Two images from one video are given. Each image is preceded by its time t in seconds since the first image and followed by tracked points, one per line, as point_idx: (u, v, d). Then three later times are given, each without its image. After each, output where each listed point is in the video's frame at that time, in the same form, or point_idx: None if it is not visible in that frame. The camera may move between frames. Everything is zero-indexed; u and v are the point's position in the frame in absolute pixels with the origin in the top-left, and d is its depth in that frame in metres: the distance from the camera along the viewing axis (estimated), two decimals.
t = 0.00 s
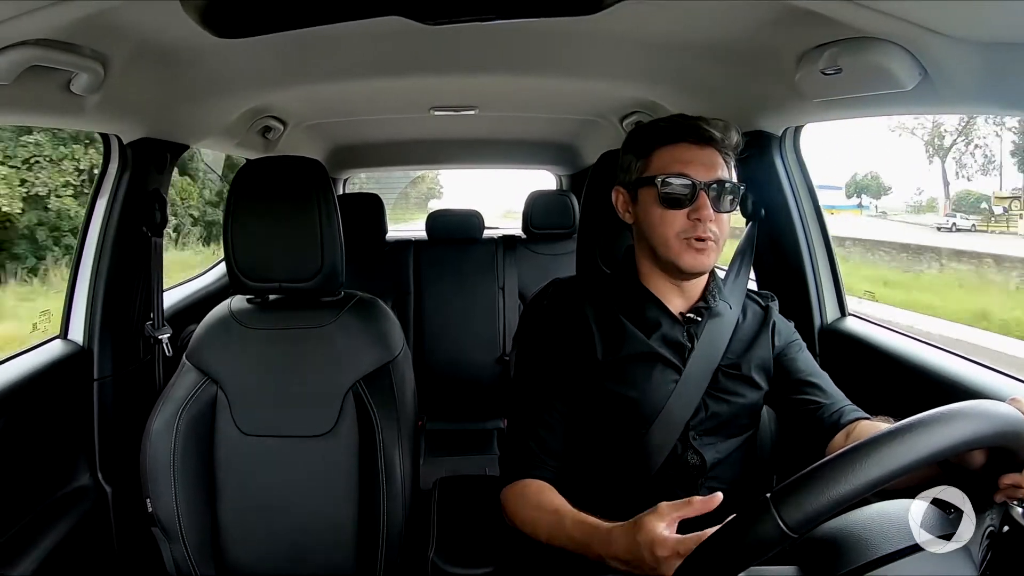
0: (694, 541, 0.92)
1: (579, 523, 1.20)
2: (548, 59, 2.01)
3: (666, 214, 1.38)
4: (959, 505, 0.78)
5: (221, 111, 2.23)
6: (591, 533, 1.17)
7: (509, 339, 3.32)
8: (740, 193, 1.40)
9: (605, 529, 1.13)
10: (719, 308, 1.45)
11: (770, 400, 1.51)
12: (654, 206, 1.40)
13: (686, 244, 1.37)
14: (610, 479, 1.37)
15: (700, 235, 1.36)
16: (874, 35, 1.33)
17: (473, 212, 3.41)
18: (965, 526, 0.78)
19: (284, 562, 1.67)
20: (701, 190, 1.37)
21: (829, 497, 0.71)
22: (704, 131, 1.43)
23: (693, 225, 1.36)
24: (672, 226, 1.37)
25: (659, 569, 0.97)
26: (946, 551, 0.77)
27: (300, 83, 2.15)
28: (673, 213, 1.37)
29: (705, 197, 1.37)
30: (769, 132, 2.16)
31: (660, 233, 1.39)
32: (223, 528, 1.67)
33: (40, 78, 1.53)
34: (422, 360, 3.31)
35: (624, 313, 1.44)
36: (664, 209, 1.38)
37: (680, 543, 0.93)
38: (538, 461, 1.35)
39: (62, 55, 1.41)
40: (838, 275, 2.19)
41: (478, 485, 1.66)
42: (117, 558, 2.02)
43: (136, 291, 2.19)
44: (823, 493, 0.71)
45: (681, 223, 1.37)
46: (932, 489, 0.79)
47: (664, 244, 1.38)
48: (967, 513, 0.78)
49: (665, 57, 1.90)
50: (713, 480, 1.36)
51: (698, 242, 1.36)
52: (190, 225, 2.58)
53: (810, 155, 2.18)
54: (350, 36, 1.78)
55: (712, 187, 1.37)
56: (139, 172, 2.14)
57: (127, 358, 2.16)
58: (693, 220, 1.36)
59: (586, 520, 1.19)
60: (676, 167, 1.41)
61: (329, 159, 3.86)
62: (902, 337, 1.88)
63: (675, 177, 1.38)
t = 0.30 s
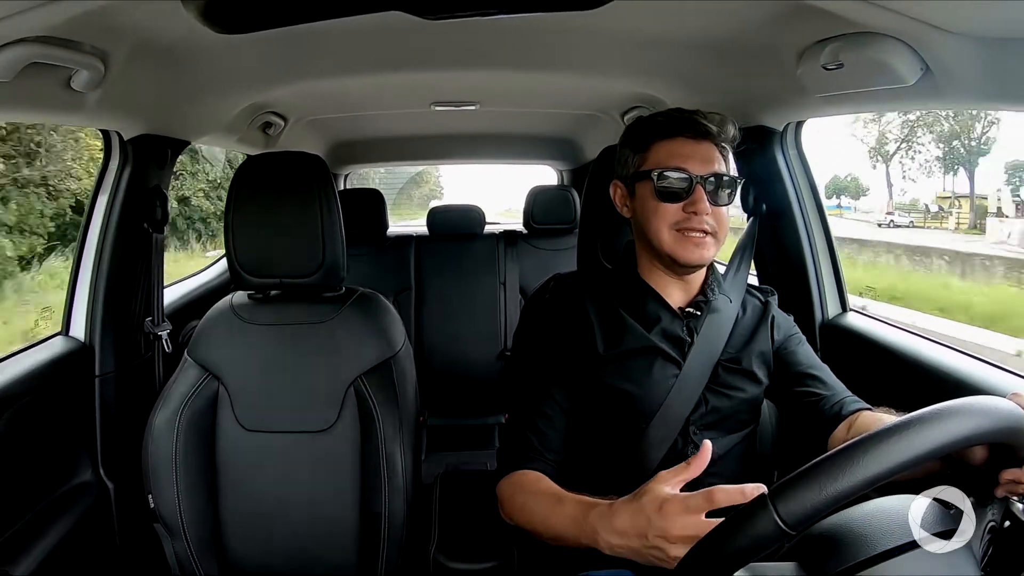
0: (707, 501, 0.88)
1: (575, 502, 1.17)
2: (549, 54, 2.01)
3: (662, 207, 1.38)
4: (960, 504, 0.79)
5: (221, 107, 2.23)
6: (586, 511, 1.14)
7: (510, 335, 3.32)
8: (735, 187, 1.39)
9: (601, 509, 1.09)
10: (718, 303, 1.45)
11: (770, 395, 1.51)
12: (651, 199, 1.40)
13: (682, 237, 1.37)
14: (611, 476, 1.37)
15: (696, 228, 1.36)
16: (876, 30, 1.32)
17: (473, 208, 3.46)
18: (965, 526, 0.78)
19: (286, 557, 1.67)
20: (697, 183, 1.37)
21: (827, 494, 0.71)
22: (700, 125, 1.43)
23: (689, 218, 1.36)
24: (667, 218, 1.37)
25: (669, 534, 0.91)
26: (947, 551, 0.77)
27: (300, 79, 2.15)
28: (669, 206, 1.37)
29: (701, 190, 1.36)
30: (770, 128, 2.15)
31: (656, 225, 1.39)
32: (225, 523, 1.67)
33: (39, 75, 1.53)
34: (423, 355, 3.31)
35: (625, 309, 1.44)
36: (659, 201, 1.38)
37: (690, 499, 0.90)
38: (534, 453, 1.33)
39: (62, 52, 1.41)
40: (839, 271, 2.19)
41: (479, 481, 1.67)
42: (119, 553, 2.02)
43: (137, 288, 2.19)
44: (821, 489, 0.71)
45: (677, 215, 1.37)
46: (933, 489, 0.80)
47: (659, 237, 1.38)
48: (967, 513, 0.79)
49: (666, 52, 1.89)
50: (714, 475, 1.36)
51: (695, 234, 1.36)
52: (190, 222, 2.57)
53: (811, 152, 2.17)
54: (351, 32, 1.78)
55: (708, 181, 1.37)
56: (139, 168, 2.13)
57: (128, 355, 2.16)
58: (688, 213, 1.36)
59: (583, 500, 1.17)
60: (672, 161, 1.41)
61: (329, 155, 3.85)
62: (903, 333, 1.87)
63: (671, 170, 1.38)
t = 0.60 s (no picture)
0: (728, 494, 0.87)
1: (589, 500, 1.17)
2: (549, 55, 2.01)
3: (669, 207, 1.38)
4: (960, 505, 0.79)
5: (222, 109, 2.23)
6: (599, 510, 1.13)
7: (511, 335, 3.32)
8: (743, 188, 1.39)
9: (618, 507, 1.09)
10: (723, 303, 1.45)
11: (773, 395, 1.51)
12: (659, 198, 1.40)
13: (688, 237, 1.37)
14: (614, 476, 1.37)
15: (702, 229, 1.36)
16: (876, 28, 1.32)
17: (473, 209, 3.46)
18: (965, 526, 0.78)
19: (289, 559, 1.67)
20: (705, 184, 1.36)
21: (832, 491, 0.71)
22: (709, 126, 1.42)
23: (696, 218, 1.36)
24: (674, 219, 1.37)
25: (693, 529, 0.89)
26: (947, 551, 0.77)
27: (300, 81, 2.15)
28: (677, 206, 1.37)
29: (709, 191, 1.36)
30: (770, 128, 2.16)
31: (663, 225, 1.39)
32: (228, 526, 1.68)
33: (40, 78, 1.53)
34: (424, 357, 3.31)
35: (629, 308, 1.44)
36: (667, 201, 1.38)
37: (712, 493, 0.88)
38: (542, 451, 1.32)
39: (63, 56, 1.41)
40: (841, 268, 2.20)
41: (481, 482, 1.67)
42: (122, 556, 2.02)
43: (139, 291, 2.19)
44: (826, 487, 0.71)
45: (684, 216, 1.37)
46: (933, 488, 0.80)
47: (666, 237, 1.38)
48: (967, 512, 0.79)
49: (666, 51, 1.89)
50: (718, 474, 1.37)
51: (701, 235, 1.36)
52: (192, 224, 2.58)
53: (812, 150, 2.17)
54: (351, 34, 1.78)
55: (717, 182, 1.37)
56: (140, 171, 2.14)
57: (130, 358, 2.16)
58: (695, 214, 1.36)
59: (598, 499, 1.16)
60: (680, 161, 1.40)
61: (329, 156, 3.85)
62: (905, 331, 1.87)
63: (680, 170, 1.37)
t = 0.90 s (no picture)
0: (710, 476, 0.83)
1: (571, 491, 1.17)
2: (552, 56, 2.01)
3: (658, 213, 1.38)
4: (959, 506, 0.78)
5: (224, 104, 2.23)
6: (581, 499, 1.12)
7: (510, 336, 3.32)
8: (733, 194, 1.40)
9: (598, 494, 1.06)
10: (716, 308, 1.45)
11: (769, 402, 1.51)
12: (648, 204, 1.40)
13: (678, 242, 1.36)
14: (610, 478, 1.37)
15: (691, 234, 1.36)
16: (880, 35, 1.32)
17: (475, 209, 3.47)
18: (964, 526, 0.78)
19: (284, 556, 1.67)
20: (693, 190, 1.37)
21: (828, 497, 0.71)
22: (697, 130, 1.42)
23: (685, 224, 1.36)
24: (663, 225, 1.37)
25: (669, 504, 0.85)
26: (948, 551, 0.77)
27: (303, 78, 2.16)
28: (666, 212, 1.37)
29: (698, 197, 1.36)
30: (772, 133, 2.16)
31: (651, 232, 1.39)
32: (223, 522, 1.68)
33: (42, 70, 1.53)
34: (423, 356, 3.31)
35: (621, 314, 1.44)
36: (655, 207, 1.38)
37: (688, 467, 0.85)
38: (529, 455, 1.32)
39: (65, 48, 1.41)
40: (840, 274, 2.20)
41: (477, 482, 1.67)
42: (117, 550, 2.02)
43: (138, 285, 2.19)
44: (821, 494, 0.71)
45: (673, 222, 1.37)
46: (933, 489, 0.79)
47: (656, 243, 1.38)
48: (967, 513, 0.78)
49: (669, 55, 1.89)
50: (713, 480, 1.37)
51: (691, 240, 1.36)
52: (192, 219, 2.57)
53: (813, 156, 2.18)
54: (355, 32, 1.78)
55: (704, 187, 1.37)
56: (140, 165, 2.14)
57: (128, 351, 2.16)
58: (685, 219, 1.36)
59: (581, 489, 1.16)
60: (669, 167, 1.40)
61: (331, 153, 3.85)
62: (903, 338, 1.87)
63: (667, 176, 1.37)
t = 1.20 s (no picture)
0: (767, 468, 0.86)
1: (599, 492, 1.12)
2: (551, 60, 2.01)
3: (674, 210, 1.38)
4: (960, 505, 0.78)
5: (223, 112, 2.24)
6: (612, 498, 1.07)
7: (511, 340, 3.32)
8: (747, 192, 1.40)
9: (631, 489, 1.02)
10: (725, 312, 1.45)
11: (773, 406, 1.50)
12: (663, 202, 1.40)
13: (694, 239, 1.37)
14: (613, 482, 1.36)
15: (707, 230, 1.36)
16: (878, 35, 1.32)
17: (476, 214, 3.44)
18: (964, 525, 0.78)
19: (286, 562, 1.67)
20: (709, 186, 1.36)
21: (833, 497, 0.71)
22: (711, 130, 1.43)
23: (702, 220, 1.36)
24: (679, 221, 1.37)
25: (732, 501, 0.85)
26: (948, 552, 0.77)
27: (301, 85, 2.16)
28: (682, 209, 1.37)
29: (714, 194, 1.36)
30: (770, 134, 2.16)
31: (667, 228, 1.39)
32: (225, 529, 1.67)
33: (41, 78, 1.53)
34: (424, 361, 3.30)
35: (633, 316, 1.44)
36: (671, 204, 1.38)
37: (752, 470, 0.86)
38: (551, 457, 1.30)
39: (65, 57, 1.41)
40: (840, 273, 2.19)
41: (480, 487, 1.67)
42: (118, 558, 2.02)
43: (139, 292, 2.19)
44: (826, 494, 0.71)
45: (689, 218, 1.37)
46: (932, 489, 0.79)
47: (672, 240, 1.38)
48: (967, 513, 0.78)
49: (667, 58, 1.89)
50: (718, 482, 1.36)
51: (707, 236, 1.36)
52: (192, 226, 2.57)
53: (812, 157, 2.18)
54: (353, 38, 1.78)
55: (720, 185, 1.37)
56: (140, 173, 2.14)
57: (129, 359, 2.16)
58: (701, 215, 1.36)
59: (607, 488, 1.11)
60: (684, 164, 1.40)
61: (330, 159, 3.86)
62: (904, 338, 1.87)
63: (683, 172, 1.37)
